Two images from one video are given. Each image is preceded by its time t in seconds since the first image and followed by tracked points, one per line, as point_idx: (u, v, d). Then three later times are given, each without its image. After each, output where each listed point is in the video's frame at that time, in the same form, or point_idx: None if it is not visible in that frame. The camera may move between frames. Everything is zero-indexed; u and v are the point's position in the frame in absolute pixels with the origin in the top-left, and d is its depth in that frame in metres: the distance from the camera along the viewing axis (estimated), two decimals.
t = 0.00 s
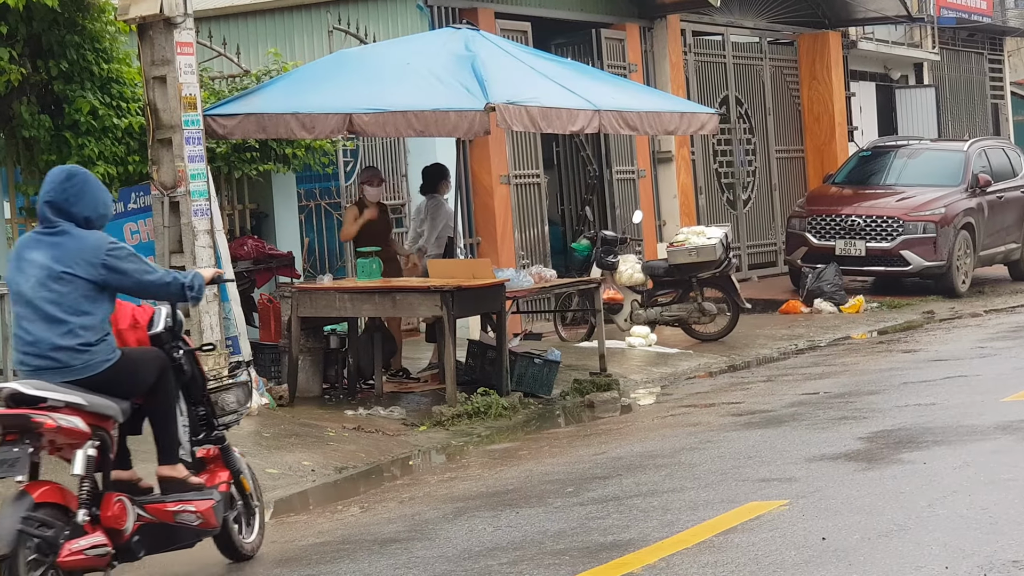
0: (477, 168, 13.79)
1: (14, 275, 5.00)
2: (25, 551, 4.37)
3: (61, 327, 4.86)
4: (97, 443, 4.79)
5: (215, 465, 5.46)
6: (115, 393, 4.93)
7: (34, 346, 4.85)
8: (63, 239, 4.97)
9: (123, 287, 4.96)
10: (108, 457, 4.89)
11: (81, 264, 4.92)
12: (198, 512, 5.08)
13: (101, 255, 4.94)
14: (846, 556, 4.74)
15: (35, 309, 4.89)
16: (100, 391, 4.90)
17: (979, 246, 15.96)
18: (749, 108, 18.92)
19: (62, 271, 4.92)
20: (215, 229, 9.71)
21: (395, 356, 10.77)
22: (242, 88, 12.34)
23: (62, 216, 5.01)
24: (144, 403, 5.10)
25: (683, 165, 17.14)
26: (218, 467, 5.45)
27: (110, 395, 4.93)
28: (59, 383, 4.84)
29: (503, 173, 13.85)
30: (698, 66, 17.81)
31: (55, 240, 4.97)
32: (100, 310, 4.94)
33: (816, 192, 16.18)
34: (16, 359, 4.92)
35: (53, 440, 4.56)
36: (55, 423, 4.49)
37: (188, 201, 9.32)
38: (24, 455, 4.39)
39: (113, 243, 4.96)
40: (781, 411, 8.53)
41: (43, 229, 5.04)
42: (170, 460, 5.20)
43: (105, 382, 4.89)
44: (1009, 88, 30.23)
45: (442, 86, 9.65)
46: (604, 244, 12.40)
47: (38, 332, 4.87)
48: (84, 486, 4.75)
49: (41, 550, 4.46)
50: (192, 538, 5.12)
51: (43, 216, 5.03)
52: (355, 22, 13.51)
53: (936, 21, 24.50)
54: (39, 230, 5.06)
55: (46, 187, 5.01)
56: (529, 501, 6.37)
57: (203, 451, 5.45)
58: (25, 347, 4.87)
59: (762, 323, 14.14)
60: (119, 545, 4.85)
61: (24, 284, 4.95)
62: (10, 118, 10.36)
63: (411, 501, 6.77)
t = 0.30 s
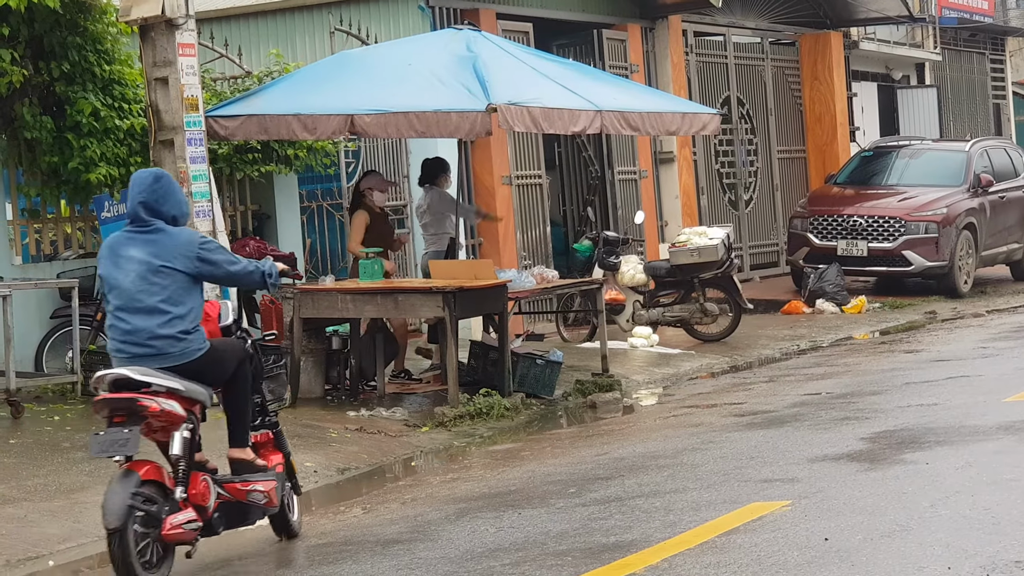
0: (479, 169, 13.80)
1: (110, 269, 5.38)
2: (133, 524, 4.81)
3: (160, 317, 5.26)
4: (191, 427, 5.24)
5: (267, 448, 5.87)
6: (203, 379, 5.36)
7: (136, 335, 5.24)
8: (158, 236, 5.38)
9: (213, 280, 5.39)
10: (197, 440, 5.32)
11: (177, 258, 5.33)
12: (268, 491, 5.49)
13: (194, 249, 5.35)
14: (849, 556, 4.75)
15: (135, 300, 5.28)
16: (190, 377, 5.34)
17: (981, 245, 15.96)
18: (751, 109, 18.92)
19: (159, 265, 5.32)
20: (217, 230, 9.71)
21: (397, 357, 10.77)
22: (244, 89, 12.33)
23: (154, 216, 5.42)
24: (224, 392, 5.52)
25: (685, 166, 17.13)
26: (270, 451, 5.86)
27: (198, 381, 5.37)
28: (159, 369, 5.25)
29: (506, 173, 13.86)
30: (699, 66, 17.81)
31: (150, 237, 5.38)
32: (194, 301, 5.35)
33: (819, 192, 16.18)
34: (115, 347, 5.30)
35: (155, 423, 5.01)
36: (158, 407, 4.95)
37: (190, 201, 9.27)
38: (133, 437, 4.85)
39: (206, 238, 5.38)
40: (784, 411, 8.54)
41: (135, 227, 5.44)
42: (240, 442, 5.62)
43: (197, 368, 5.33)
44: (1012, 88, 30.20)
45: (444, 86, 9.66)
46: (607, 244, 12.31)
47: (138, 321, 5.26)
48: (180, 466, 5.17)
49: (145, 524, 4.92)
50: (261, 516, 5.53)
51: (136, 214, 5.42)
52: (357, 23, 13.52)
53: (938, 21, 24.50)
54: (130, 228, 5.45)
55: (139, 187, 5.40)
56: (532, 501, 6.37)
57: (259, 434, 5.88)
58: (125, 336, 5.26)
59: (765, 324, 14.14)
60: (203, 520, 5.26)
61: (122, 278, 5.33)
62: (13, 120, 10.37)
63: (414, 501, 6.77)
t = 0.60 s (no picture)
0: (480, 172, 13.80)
1: (187, 269, 5.97)
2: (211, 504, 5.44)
3: (235, 313, 5.85)
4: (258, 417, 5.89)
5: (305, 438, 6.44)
6: (269, 371, 5.96)
7: (215, 329, 5.82)
8: (231, 238, 5.99)
9: (281, 280, 6.02)
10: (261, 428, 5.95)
11: (249, 259, 5.93)
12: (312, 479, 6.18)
13: (265, 251, 5.98)
14: (851, 558, 4.74)
15: (213, 297, 5.86)
16: (258, 369, 5.93)
17: (982, 248, 15.95)
18: (752, 111, 18.93)
19: (233, 265, 5.92)
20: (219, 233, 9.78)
21: (399, 359, 10.76)
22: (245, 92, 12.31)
23: (225, 219, 6.03)
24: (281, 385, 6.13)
25: (686, 168, 17.12)
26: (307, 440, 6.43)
27: (265, 373, 5.96)
28: (235, 359, 5.83)
29: (507, 176, 13.86)
30: (701, 69, 17.81)
31: (224, 238, 5.99)
32: (265, 300, 5.96)
33: (820, 195, 16.17)
34: (193, 341, 5.87)
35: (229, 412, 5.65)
36: (238, 398, 5.60)
37: (192, 205, 9.50)
38: (214, 425, 5.49)
39: (274, 242, 6.01)
40: (785, 414, 8.53)
41: (208, 231, 6.03)
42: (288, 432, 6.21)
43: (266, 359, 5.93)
44: (1013, 90, 30.18)
45: (446, 90, 9.65)
46: (609, 247, 12.26)
47: (216, 317, 5.84)
48: (248, 452, 5.80)
49: (219, 504, 5.55)
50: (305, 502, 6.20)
51: (209, 219, 6.02)
52: (359, 27, 13.53)
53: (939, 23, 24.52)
54: (203, 231, 6.04)
55: (212, 193, 6.00)
56: (534, 504, 6.36)
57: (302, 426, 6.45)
58: (204, 330, 5.84)
59: (766, 326, 14.14)
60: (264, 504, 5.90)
61: (200, 277, 5.92)
62: (14, 122, 10.37)
63: (415, 504, 6.76)
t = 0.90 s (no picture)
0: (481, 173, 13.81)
1: (250, 265, 6.33)
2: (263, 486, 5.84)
3: (291, 309, 6.19)
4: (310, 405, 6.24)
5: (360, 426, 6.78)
6: (321, 363, 6.27)
7: (271, 323, 6.18)
8: (291, 237, 6.34)
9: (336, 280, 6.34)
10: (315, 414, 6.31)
11: (306, 259, 6.27)
12: (365, 464, 6.54)
13: (321, 251, 6.31)
14: (851, 560, 4.74)
15: (270, 292, 6.22)
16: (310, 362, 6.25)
17: (983, 249, 15.95)
18: (754, 112, 18.93)
19: (291, 263, 6.27)
20: (220, 234, 9.81)
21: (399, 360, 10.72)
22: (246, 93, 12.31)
23: (287, 219, 6.39)
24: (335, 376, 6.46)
25: (687, 169, 17.12)
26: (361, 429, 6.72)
27: (318, 364, 6.27)
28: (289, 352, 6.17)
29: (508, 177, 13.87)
30: (702, 70, 17.82)
31: (284, 237, 6.34)
32: (320, 298, 6.29)
33: (821, 196, 16.16)
34: (251, 332, 6.23)
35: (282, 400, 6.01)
36: (289, 386, 5.96)
37: (193, 205, 9.49)
38: (267, 412, 5.86)
39: (332, 244, 6.34)
40: (786, 415, 8.53)
41: (271, 230, 6.40)
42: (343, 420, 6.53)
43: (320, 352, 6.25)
44: (1014, 92, 30.17)
45: (447, 90, 9.65)
46: (609, 248, 12.26)
47: (272, 311, 6.20)
48: (300, 438, 6.16)
49: (271, 485, 5.95)
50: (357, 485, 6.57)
51: (272, 219, 6.39)
52: (360, 28, 13.54)
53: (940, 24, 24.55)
54: (266, 229, 6.40)
55: (276, 194, 6.37)
56: (535, 505, 6.36)
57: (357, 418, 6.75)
58: (261, 323, 6.20)
59: (768, 327, 14.14)
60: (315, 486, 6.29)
61: (260, 273, 6.28)
62: (15, 123, 10.37)
63: (416, 505, 6.76)
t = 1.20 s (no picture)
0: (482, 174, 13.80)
1: (302, 262, 6.76)
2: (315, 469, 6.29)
3: (338, 304, 6.60)
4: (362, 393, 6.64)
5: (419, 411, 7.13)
6: (371, 353, 6.70)
7: (319, 318, 6.60)
8: (340, 236, 6.73)
9: (382, 276, 6.70)
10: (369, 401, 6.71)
11: (354, 257, 6.65)
12: (422, 447, 6.89)
13: (368, 249, 6.68)
14: (852, 561, 4.74)
15: (319, 289, 6.63)
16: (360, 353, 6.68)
17: (984, 250, 15.95)
18: (755, 114, 18.92)
19: (340, 260, 6.66)
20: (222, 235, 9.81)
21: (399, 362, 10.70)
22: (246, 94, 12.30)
23: (337, 219, 6.79)
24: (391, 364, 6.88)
25: (688, 170, 17.12)
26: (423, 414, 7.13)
27: (369, 353, 6.70)
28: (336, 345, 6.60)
29: (509, 178, 13.87)
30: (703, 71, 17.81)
31: (334, 236, 6.74)
32: (367, 293, 6.68)
33: (821, 197, 16.16)
34: (302, 326, 6.67)
35: (334, 388, 6.44)
36: (337, 374, 6.38)
37: (193, 207, 9.50)
38: (315, 399, 6.31)
39: (379, 241, 6.69)
40: (787, 416, 8.53)
41: (323, 228, 6.80)
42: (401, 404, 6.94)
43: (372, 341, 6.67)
44: (1015, 93, 30.18)
45: (448, 92, 9.65)
46: (610, 249, 12.26)
47: (321, 307, 6.62)
48: (353, 423, 6.57)
49: (324, 468, 6.40)
50: (416, 467, 6.93)
51: (324, 219, 6.78)
52: (360, 29, 13.53)
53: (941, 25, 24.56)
54: (318, 228, 6.81)
55: (327, 195, 6.76)
56: (536, 506, 6.37)
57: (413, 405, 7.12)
58: (311, 318, 6.63)
59: (769, 328, 14.14)
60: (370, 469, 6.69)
61: (311, 270, 6.70)
62: (15, 125, 10.36)
63: (417, 506, 6.77)
